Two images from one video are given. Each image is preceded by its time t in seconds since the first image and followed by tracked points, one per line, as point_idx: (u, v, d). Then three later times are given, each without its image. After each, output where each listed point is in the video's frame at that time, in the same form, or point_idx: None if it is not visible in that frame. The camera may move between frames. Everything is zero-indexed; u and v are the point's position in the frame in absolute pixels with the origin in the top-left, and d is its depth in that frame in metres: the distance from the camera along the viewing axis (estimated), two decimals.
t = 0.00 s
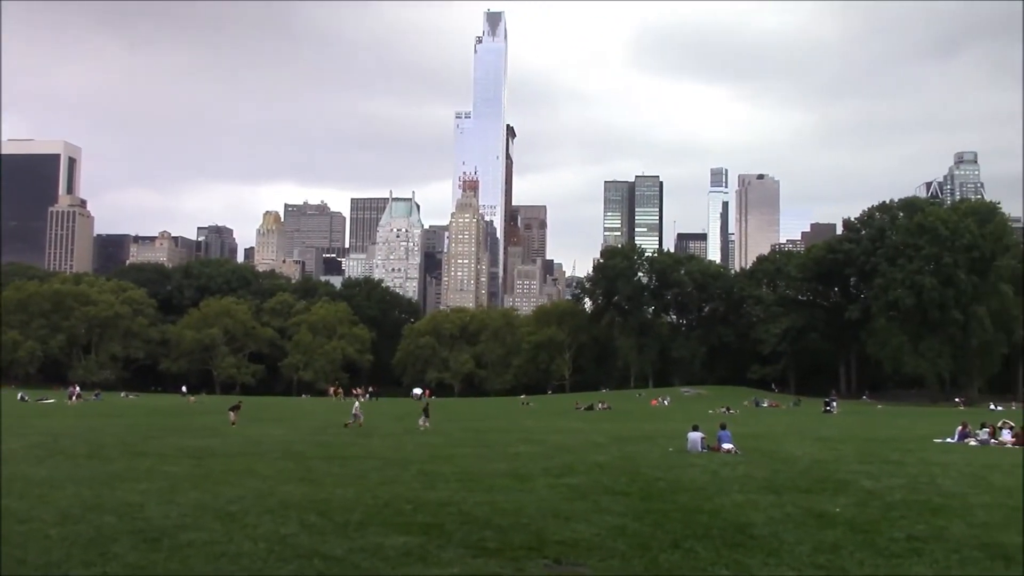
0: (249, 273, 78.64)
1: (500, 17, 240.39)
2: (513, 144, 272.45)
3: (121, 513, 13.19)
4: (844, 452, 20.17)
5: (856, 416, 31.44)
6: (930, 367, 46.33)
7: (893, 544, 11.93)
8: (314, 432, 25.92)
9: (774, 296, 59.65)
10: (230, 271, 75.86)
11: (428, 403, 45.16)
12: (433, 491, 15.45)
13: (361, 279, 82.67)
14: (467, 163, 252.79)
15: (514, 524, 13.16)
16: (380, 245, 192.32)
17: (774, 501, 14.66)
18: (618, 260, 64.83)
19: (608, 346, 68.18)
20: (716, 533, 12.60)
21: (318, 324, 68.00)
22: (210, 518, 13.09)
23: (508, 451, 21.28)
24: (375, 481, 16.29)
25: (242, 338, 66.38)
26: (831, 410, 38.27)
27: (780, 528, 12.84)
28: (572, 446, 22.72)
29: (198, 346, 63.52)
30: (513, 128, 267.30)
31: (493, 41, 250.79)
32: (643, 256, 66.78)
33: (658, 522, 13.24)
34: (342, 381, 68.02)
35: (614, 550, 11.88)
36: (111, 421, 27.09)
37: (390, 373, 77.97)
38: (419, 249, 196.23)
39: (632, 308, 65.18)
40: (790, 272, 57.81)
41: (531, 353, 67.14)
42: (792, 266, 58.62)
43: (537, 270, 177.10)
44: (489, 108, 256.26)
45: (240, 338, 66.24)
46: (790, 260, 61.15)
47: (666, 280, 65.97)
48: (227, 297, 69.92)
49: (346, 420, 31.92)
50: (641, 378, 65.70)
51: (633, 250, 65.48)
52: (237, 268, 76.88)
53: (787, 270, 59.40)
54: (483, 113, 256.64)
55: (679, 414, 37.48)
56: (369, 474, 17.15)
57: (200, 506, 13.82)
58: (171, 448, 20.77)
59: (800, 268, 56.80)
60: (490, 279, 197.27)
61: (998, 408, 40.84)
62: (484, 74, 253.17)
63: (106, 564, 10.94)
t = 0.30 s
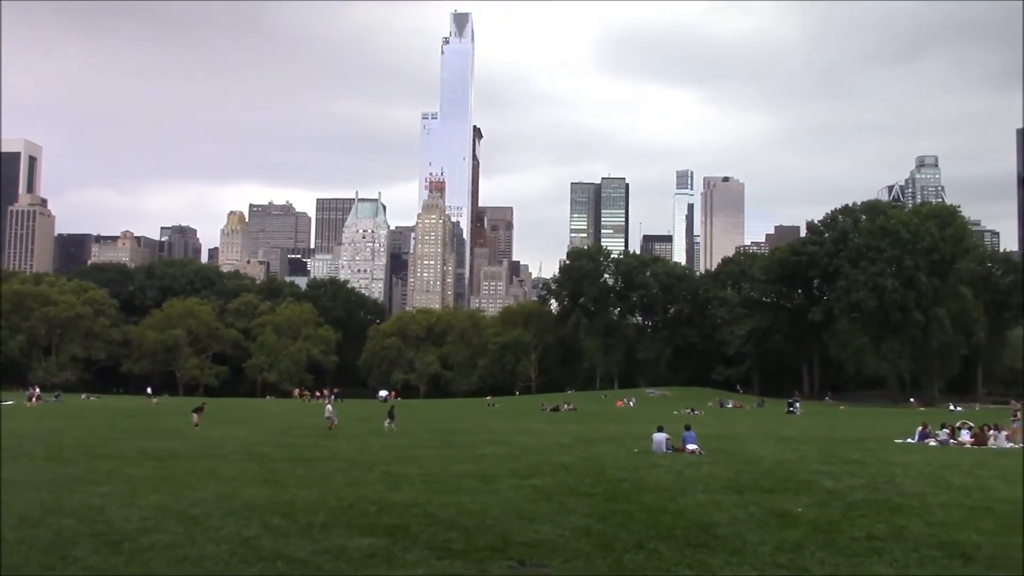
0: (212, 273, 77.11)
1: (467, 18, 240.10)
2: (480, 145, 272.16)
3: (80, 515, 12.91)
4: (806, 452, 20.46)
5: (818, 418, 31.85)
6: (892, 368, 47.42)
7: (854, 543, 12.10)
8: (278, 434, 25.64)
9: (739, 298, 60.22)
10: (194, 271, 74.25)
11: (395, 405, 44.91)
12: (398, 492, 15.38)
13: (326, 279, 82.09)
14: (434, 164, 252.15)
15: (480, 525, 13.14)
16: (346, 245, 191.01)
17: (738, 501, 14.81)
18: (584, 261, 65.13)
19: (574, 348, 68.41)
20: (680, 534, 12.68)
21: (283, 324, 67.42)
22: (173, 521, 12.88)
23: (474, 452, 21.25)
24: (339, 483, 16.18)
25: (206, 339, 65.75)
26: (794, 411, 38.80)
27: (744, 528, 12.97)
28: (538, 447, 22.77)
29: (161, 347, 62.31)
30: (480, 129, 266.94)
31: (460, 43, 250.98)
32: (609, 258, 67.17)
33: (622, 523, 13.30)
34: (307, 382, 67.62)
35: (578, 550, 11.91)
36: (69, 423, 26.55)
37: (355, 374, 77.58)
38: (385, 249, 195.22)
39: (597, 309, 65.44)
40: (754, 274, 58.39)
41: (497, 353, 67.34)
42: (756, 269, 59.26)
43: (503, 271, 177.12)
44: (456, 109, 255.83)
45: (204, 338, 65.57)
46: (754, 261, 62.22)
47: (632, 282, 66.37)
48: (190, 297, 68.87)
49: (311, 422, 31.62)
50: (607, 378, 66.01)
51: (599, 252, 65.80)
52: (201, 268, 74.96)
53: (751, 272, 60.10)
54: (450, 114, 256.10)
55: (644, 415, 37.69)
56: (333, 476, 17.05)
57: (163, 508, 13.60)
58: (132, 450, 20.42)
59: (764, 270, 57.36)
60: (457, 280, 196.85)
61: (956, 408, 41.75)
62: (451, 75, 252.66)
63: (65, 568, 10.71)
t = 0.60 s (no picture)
0: (181, 274, 75.48)
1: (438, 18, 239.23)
2: (452, 145, 271.63)
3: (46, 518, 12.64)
4: (775, 452, 20.67)
5: (788, 417, 32.13)
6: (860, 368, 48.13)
7: (823, 541, 12.23)
8: (250, 436, 25.44)
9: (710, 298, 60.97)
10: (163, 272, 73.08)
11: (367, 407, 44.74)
12: (369, 493, 15.29)
13: (297, 280, 81.48)
14: (405, 165, 251.39)
15: (451, 525, 13.13)
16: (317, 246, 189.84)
17: (710, 499, 14.94)
18: (556, 262, 65.27)
19: (546, 348, 68.54)
20: (651, 534, 12.72)
21: (253, 325, 66.90)
22: (142, 524, 12.70)
23: (446, 452, 21.24)
24: (309, 484, 16.08)
25: (175, 340, 64.74)
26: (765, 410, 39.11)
27: (716, 527, 13.06)
28: (510, 447, 22.80)
29: (131, 348, 61.07)
30: (452, 129, 266.43)
31: (431, 43, 250.54)
32: (580, 258, 67.44)
33: (593, 522, 13.35)
34: (278, 383, 67.19)
35: (550, 551, 11.91)
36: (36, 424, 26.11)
37: (327, 375, 77.16)
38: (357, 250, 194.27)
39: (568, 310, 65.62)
40: (726, 274, 58.90)
41: (469, 354, 67.27)
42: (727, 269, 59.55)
43: (475, 272, 176.94)
44: (428, 110, 255.33)
45: (173, 340, 64.55)
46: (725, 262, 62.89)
47: (603, 282, 66.59)
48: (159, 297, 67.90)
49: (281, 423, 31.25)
50: (580, 379, 66.19)
51: (571, 252, 65.97)
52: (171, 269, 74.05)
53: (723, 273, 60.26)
54: (421, 115, 255.52)
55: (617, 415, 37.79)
56: (304, 477, 16.93)
57: (131, 511, 13.40)
58: (100, 452, 20.11)
59: (736, 271, 58.06)
60: (429, 280, 196.34)
61: (923, 407, 42.34)
62: (422, 76, 252.16)
63: (30, 573, 10.50)
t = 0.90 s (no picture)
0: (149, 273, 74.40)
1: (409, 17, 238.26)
2: (423, 144, 270.73)
3: (10, 522, 12.37)
4: (745, 451, 20.87)
5: (757, 416, 32.46)
6: (828, 367, 48.66)
7: (792, 539, 12.35)
8: (219, 436, 25.21)
9: (681, 297, 61.42)
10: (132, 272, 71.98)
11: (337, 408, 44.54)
12: (339, 494, 15.19)
13: (268, 279, 80.85)
14: (376, 164, 250.18)
15: (422, 526, 13.08)
16: (287, 245, 188.50)
17: (679, 498, 15.05)
18: (527, 261, 65.29)
19: (517, 348, 68.52)
20: (621, 532, 12.78)
21: (223, 326, 66.27)
22: (108, 526, 12.49)
23: (416, 452, 21.18)
24: (279, 485, 15.95)
25: (143, 340, 63.75)
26: (733, 409, 39.35)
27: (685, 525, 13.15)
28: (481, 446, 22.80)
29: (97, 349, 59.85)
30: (423, 129, 265.56)
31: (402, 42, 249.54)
32: (551, 258, 67.62)
33: (564, 521, 13.38)
34: (248, 383, 66.69)
35: (521, 550, 11.90)
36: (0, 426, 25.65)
37: (297, 376, 76.69)
38: (327, 249, 193.18)
39: (539, 309, 65.68)
40: (696, 274, 59.32)
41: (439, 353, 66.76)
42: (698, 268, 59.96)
43: (446, 271, 176.62)
44: (398, 109, 254.33)
45: (141, 340, 63.54)
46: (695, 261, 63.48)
47: (575, 282, 66.82)
48: (127, 297, 66.89)
49: (250, 424, 30.95)
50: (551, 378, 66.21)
51: (542, 252, 65.99)
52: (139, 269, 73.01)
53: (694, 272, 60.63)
54: (392, 114, 254.51)
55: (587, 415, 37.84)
56: (274, 478, 16.77)
57: (97, 514, 13.17)
58: (65, 453, 19.79)
59: (706, 270, 58.58)
60: (400, 280, 195.63)
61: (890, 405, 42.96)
62: (393, 75, 251.07)
63: None
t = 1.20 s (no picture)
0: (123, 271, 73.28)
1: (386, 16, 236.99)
2: (401, 144, 269.60)
3: None
4: (721, 450, 20.99)
5: (734, 416, 32.64)
6: (803, 367, 49.25)
7: (768, 537, 12.44)
8: (195, 436, 24.98)
9: (658, 297, 61.83)
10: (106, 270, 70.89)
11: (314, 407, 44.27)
12: (316, 494, 15.10)
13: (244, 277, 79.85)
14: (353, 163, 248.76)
15: (399, 525, 13.03)
16: (263, 244, 187.06)
17: (656, 497, 15.11)
18: (505, 261, 65.21)
19: (495, 348, 68.47)
20: (598, 531, 12.81)
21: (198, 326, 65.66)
22: (82, 527, 12.32)
23: (393, 452, 21.11)
24: (255, 486, 15.82)
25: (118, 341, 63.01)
26: (710, 408, 39.58)
27: (662, 524, 13.20)
28: (459, 446, 22.76)
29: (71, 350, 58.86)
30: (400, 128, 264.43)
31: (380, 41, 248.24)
32: (529, 257, 67.60)
33: (541, 521, 13.40)
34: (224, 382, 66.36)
35: (498, 550, 11.88)
36: None
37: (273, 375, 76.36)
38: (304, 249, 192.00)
39: (517, 309, 65.70)
40: (673, 274, 59.70)
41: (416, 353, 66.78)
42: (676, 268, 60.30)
43: (423, 270, 175.81)
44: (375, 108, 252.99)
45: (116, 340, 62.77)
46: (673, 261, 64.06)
47: (552, 282, 66.99)
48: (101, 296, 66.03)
49: (226, 424, 30.69)
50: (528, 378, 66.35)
51: (520, 252, 65.91)
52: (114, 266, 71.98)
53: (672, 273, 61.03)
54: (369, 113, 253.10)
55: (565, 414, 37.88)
56: (250, 478, 16.63)
57: (71, 514, 12.99)
58: (39, 453, 19.53)
59: (683, 270, 58.94)
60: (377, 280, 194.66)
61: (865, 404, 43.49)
62: (370, 74, 249.79)
63: None
